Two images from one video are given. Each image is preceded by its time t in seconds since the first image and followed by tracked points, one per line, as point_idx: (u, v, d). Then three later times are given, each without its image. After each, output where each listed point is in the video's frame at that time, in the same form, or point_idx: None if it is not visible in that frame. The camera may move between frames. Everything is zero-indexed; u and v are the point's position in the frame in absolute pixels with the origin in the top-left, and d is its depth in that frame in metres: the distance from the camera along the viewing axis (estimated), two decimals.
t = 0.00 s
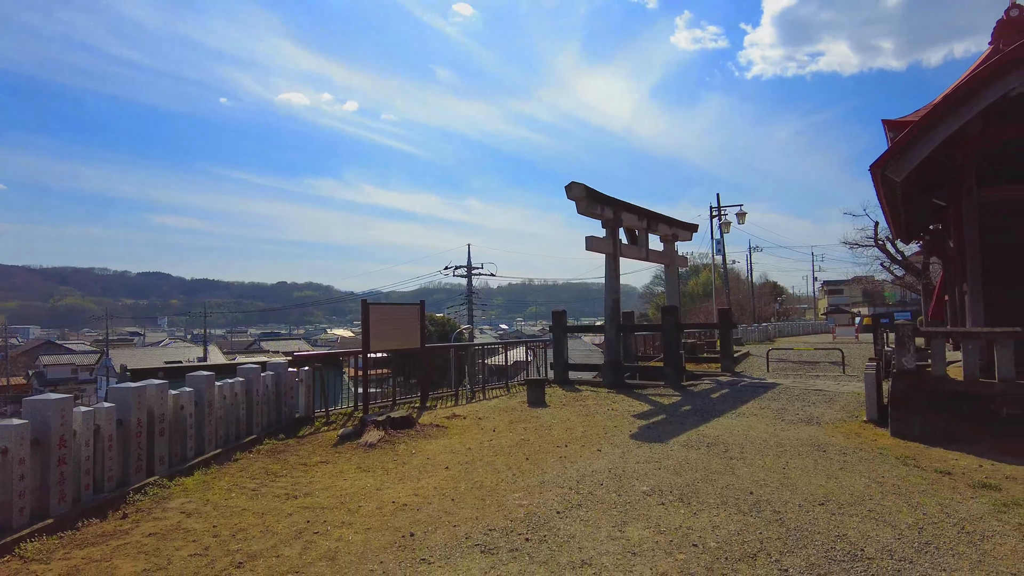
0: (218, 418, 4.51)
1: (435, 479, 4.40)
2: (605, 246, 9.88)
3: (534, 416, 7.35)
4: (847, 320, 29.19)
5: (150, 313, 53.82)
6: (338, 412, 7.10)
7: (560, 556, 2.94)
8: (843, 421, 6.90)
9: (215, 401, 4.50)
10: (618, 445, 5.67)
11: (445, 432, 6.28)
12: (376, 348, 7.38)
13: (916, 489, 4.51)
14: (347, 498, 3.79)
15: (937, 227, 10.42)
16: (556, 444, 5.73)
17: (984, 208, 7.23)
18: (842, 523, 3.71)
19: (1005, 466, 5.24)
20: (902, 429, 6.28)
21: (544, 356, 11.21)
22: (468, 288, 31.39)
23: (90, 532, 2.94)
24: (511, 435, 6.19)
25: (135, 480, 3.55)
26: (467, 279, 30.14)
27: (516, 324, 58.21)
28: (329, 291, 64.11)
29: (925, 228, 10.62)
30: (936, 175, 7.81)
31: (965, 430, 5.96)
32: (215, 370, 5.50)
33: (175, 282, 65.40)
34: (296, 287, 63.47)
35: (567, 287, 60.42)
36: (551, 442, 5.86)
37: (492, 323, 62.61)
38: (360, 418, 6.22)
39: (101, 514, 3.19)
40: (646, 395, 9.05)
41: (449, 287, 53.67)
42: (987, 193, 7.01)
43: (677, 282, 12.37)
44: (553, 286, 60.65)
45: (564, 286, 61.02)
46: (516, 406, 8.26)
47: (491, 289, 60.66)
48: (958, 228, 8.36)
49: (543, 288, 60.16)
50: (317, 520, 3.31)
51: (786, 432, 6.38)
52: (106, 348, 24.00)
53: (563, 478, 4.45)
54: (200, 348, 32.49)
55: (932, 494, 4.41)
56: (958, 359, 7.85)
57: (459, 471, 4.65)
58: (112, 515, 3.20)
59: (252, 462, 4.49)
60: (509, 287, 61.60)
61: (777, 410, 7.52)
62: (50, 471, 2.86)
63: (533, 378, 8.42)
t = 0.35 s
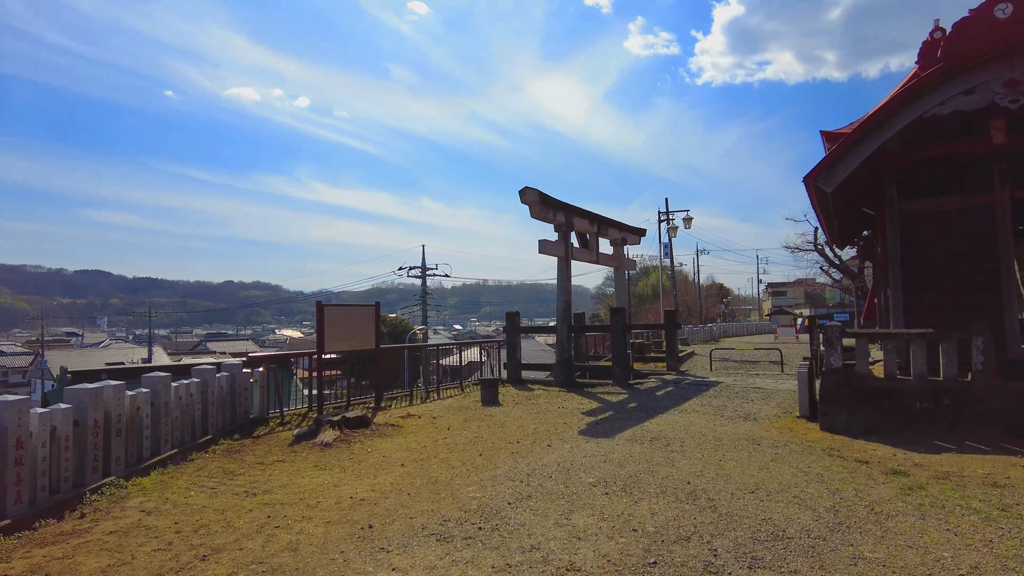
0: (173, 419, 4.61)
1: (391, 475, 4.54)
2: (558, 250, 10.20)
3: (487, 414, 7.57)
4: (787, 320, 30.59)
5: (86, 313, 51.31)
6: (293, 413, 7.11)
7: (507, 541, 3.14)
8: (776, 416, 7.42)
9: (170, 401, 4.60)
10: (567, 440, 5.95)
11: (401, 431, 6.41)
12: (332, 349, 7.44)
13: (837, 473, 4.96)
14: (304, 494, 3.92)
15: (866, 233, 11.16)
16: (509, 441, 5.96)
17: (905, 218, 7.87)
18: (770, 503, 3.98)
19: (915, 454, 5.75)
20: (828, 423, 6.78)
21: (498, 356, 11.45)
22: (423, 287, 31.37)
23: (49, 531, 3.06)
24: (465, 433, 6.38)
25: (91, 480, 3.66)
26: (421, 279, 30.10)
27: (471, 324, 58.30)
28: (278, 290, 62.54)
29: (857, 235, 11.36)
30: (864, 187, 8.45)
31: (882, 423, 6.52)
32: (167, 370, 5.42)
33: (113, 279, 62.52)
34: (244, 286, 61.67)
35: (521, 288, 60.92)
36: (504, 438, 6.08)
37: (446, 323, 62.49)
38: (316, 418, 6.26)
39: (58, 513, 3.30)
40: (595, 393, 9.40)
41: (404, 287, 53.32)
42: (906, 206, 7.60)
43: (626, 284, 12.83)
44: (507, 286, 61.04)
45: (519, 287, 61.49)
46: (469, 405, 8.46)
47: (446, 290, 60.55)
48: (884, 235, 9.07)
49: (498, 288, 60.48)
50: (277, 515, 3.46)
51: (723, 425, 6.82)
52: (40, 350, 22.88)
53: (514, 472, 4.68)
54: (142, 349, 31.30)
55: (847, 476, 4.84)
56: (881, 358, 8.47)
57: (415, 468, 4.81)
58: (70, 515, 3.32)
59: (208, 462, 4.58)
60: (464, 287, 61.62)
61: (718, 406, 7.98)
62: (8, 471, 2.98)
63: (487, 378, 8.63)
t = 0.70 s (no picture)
0: (147, 416, 4.70)
1: (363, 468, 4.70)
2: (525, 250, 10.45)
3: (456, 411, 7.74)
4: (747, 319, 31.54)
5: (36, 312, 49.32)
6: (263, 410, 7.15)
7: (476, 525, 3.35)
8: (731, 409, 7.82)
9: (144, 399, 4.69)
10: (533, 434, 6.19)
11: (371, 427, 6.55)
12: (302, 348, 7.51)
13: (780, 456, 5.24)
14: (280, 486, 4.06)
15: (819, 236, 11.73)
16: (477, 435, 6.16)
17: (852, 224, 8.35)
18: (719, 485, 4.23)
19: (856, 442, 6.15)
20: (779, 415, 7.17)
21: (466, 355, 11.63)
22: (390, 287, 31.29)
23: (31, 524, 3.16)
24: (434, 429, 6.55)
25: (67, 476, 3.76)
26: (389, 278, 30.02)
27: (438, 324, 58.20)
28: (240, 289, 61.24)
29: (811, 238, 11.91)
30: (816, 194, 8.93)
31: (828, 416, 6.96)
32: (138, 367, 5.45)
33: (65, 277, 60.19)
34: (204, 285, 60.18)
35: (489, 287, 61.11)
36: (473, 433, 6.28)
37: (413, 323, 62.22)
38: (286, 415, 6.34)
39: (37, 507, 3.39)
40: (561, 390, 9.67)
41: (370, 286, 52.92)
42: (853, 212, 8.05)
43: (592, 285, 13.16)
44: (475, 286, 61.12)
45: (486, 286, 61.65)
46: (438, 402, 8.63)
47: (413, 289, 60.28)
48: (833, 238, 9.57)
49: (465, 287, 60.53)
50: (255, 505, 3.61)
51: (681, 418, 7.17)
52: None
53: (483, 464, 4.89)
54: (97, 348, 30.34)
55: (792, 458, 5.20)
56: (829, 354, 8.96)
57: (387, 461, 4.98)
58: (49, 508, 3.42)
59: (182, 458, 4.68)
60: (431, 286, 61.43)
61: (677, 401, 8.36)
62: None
63: (455, 375, 8.81)
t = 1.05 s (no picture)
0: (130, 415, 4.80)
1: (346, 464, 4.85)
2: (503, 251, 10.65)
3: (435, 409, 7.91)
4: (721, 317, 32.23)
5: None
6: (244, 409, 7.23)
7: (454, 515, 3.54)
8: (702, 405, 8.12)
9: (128, 398, 4.79)
10: (510, 431, 6.39)
11: (351, 424, 6.68)
12: (283, 347, 7.60)
13: (743, 447, 5.51)
14: (265, 482, 4.20)
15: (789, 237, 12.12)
16: (456, 432, 6.34)
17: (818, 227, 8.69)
18: (684, 474, 4.48)
19: (817, 435, 6.44)
20: (746, 411, 7.46)
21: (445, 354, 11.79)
22: (368, 286, 31.26)
23: (23, 520, 3.26)
24: (414, 426, 6.71)
25: (54, 473, 3.85)
26: (367, 276, 30.03)
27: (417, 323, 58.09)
28: (214, 288, 60.34)
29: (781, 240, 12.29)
30: (784, 198, 9.26)
31: (792, 410, 7.26)
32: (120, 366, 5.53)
33: (30, 275, 58.60)
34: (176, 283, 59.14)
35: (467, 286, 61.18)
36: (452, 430, 6.46)
37: (391, 322, 62.00)
38: (268, 414, 6.44)
39: (26, 504, 3.49)
40: (538, 388, 9.89)
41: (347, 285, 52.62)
42: (817, 216, 8.35)
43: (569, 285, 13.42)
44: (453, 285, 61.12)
45: (465, 285, 61.71)
46: (417, 400, 8.78)
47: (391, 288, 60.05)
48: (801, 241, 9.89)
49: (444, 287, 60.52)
50: (241, 499, 3.76)
51: (653, 414, 7.44)
52: None
53: (461, 459, 5.07)
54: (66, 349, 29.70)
55: (755, 449, 5.47)
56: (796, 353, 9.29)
57: (368, 457, 5.14)
58: (38, 505, 3.52)
59: (166, 455, 4.79)
60: (409, 285, 61.26)
61: (650, 398, 8.64)
62: None
63: (434, 374, 8.97)
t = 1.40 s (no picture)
0: (112, 410, 4.89)
1: (327, 456, 5.01)
2: (479, 250, 10.85)
3: (412, 405, 8.05)
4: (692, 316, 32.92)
5: None
6: (222, 405, 7.29)
7: (433, 501, 3.73)
8: (670, 400, 8.45)
9: (110, 394, 4.88)
10: (486, 424, 6.61)
11: (330, 419, 6.81)
12: (261, 345, 7.68)
13: (707, 436, 5.80)
14: (248, 473, 4.34)
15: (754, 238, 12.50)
16: (434, 426, 6.53)
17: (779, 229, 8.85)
18: (651, 461, 4.74)
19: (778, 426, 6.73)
20: (711, 405, 7.74)
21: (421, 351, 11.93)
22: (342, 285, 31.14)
23: (14, 510, 3.37)
24: (391, 421, 6.86)
25: (40, 466, 3.94)
26: (342, 275, 29.89)
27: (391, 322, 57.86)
28: (183, 286, 59.17)
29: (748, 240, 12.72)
30: (746, 199, 9.47)
31: (755, 403, 7.55)
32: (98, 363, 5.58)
33: None
34: (143, 282, 57.82)
35: (442, 285, 61.15)
36: (429, 424, 6.64)
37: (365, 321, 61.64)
38: (247, 410, 6.53)
39: (14, 495, 3.58)
40: (513, 384, 10.11)
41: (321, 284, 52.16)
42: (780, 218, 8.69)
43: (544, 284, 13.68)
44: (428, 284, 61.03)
45: (439, 284, 61.68)
46: (394, 397, 8.92)
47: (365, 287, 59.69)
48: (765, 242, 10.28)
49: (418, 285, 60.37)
50: (227, 489, 3.91)
51: (623, 408, 7.72)
52: None
53: (439, 450, 5.26)
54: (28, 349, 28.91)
55: (718, 437, 5.78)
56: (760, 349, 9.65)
57: (348, 449, 5.30)
58: (27, 496, 3.62)
59: (148, 450, 4.89)
60: (384, 284, 60.96)
61: (621, 393, 8.95)
62: None
63: (411, 371, 9.12)
